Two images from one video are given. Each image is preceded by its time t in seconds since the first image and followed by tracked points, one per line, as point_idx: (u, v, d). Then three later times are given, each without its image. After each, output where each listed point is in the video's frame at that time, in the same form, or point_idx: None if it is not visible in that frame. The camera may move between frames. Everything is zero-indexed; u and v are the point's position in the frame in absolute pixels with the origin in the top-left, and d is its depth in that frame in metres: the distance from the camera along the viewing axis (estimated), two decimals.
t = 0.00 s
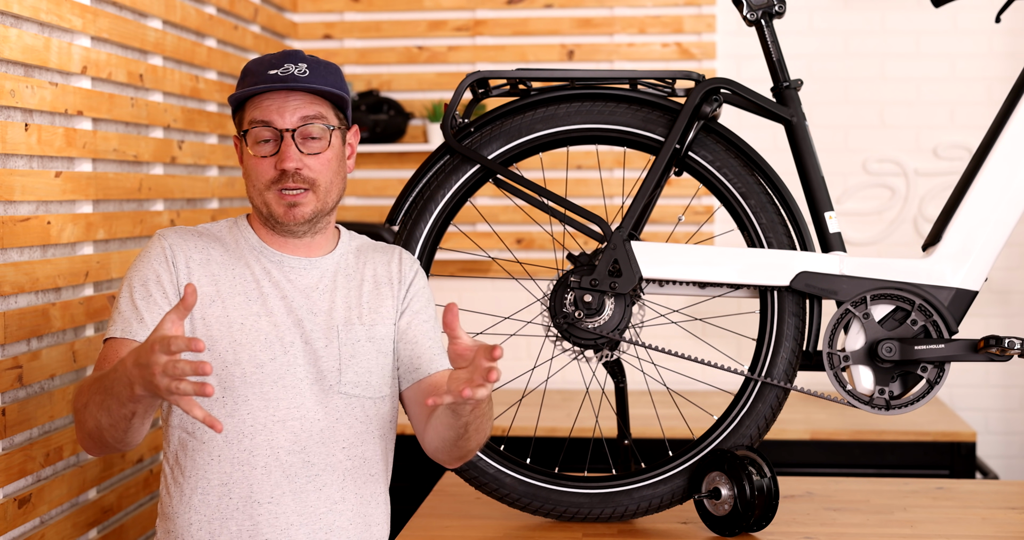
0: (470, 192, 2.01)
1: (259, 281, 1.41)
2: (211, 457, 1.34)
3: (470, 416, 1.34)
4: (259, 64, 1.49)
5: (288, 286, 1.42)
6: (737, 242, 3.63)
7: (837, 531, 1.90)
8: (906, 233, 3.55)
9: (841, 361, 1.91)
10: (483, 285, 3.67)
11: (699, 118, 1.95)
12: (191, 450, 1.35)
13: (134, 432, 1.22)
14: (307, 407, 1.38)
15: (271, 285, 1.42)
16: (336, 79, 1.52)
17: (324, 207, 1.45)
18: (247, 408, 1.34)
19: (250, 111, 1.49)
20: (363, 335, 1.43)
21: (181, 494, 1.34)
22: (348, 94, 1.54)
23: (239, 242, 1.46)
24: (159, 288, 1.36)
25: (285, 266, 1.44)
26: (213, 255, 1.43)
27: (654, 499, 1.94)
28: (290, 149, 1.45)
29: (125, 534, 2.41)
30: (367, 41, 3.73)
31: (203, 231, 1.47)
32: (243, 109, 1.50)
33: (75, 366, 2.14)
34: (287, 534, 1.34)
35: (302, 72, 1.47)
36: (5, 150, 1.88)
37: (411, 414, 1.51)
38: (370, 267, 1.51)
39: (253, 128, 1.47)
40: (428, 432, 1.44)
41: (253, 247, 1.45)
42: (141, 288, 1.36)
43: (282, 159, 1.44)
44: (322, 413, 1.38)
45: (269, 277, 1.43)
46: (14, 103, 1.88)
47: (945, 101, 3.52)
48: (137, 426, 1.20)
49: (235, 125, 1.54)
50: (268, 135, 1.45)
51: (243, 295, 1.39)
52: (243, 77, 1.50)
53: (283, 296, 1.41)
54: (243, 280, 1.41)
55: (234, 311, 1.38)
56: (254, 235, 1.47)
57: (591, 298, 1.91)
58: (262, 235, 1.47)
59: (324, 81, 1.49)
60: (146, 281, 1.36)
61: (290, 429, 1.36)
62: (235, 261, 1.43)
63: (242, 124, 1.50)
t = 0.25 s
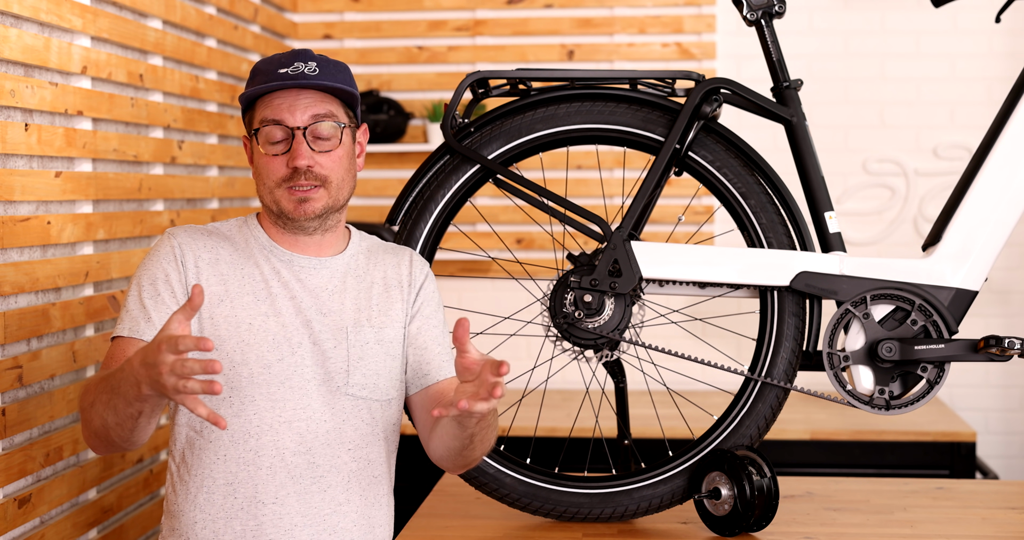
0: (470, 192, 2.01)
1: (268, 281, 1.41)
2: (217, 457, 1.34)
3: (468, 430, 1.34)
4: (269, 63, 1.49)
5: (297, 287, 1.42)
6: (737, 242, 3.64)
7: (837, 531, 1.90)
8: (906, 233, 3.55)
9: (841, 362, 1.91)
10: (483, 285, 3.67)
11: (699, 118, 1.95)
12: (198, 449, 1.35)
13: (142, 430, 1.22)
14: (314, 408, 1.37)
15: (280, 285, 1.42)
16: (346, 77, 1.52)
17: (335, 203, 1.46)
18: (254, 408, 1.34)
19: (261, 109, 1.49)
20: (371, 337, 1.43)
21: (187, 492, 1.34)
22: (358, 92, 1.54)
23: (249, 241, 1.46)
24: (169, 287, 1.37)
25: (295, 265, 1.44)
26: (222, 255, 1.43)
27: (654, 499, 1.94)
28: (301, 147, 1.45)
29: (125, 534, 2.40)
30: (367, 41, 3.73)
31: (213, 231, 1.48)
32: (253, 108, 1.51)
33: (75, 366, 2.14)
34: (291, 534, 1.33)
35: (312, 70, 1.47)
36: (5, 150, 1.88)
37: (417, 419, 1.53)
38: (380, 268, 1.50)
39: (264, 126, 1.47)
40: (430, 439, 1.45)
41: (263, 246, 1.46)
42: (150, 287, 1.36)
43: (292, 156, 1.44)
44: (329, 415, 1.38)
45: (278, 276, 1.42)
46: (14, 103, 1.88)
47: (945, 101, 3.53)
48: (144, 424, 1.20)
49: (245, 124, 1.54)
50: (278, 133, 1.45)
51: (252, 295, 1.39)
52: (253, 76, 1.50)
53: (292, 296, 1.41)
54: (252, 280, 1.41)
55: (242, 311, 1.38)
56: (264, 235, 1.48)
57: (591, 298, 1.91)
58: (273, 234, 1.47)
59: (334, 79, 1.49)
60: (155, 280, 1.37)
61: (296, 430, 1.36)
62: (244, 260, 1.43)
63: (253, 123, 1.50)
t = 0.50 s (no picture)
0: (470, 192, 2.01)
1: (271, 282, 1.41)
2: (220, 458, 1.34)
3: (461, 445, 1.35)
4: (269, 61, 1.49)
5: (299, 288, 1.42)
6: (737, 242, 3.64)
7: (837, 531, 1.90)
8: (906, 233, 3.55)
9: (841, 361, 1.91)
10: (483, 285, 3.67)
11: (699, 118, 1.95)
12: (202, 451, 1.35)
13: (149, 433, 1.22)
14: (317, 410, 1.37)
15: (282, 287, 1.42)
16: (348, 73, 1.52)
17: (339, 199, 1.45)
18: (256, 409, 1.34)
19: (263, 107, 1.49)
20: (375, 339, 1.43)
21: (190, 494, 1.34)
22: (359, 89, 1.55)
23: (252, 242, 1.47)
24: (172, 291, 1.37)
25: (298, 266, 1.44)
26: (225, 257, 1.43)
27: (654, 499, 1.94)
28: (304, 142, 1.44)
29: (125, 534, 2.40)
30: (367, 41, 3.73)
31: (215, 232, 1.48)
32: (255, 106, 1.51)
33: (75, 366, 2.14)
34: (294, 536, 1.34)
35: (313, 67, 1.48)
36: (6, 150, 1.88)
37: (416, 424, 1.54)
38: (383, 269, 1.50)
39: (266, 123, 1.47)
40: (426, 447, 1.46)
41: (266, 247, 1.46)
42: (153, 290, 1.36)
43: (295, 152, 1.44)
44: (332, 416, 1.38)
45: (280, 278, 1.42)
46: (14, 103, 1.88)
47: (945, 101, 3.53)
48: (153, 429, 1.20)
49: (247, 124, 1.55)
50: (281, 130, 1.46)
51: (255, 297, 1.39)
52: (254, 75, 1.50)
53: (295, 297, 1.41)
54: (255, 282, 1.41)
55: (244, 314, 1.38)
56: (268, 234, 1.48)
57: (591, 298, 1.91)
58: (277, 232, 1.47)
59: (336, 75, 1.49)
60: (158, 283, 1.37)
61: (299, 432, 1.36)
62: (247, 262, 1.43)
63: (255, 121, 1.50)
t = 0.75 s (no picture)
0: (470, 192, 2.01)
1: (268, 283, 1.41)
2: (217, 460, 1.34)
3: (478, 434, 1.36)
4: (252, 62, 1.50)
5: (296, 288, 1.42)
6: (737, 242, 3.64)
7: (837, 531, 1.90)
8: (906, 233, 3.55)
9: (841, 361, 1.91)
10: (483, 285, 3.67)
11: (700, 118, 1.95)
12: (199, 452, 1.36)
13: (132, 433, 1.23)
14: (314, 410, 1.37)
15: (279, 287, 1.41)
16: (331, 69, 1.53)
17: (329, 194, 1.45)
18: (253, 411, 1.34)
19: (249, 108, 1.50)
20: (373, 339, 1.43)
21: (187, 495, 1.34)
22: (345, 83, 1.55)
23: (248, 244, 1.47)
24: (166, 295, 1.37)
25: (295, 265, 1.44)
26: (221, 259, 1.42)
27: (654, 499, 1.94)
28: (290, 139, 1.45)
29: (125, 534, 2.40)
30: (367, 41, 3.73)
31: (210, 235, 1.48)
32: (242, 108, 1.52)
33: (75, 366, 2.14)
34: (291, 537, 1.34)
35: (295, 64, 1.48)
36: (6, 150, 1.88)
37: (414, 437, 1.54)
38: (383, 268, 1.50)
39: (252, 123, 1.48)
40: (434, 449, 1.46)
41: (263, 248, 1.46)
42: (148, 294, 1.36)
43: (282, 149, 1.44)
44: (329, 417, 1.38)
45: (277, 278, 1.42)
46: (15, 103, 1.88)
47: (945, 101, 3.53)
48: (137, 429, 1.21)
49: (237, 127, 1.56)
50: (267, 128, 1.46)
51: (251, 298, 1.39)
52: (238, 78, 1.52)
53: (292, 298, 1.41)
54: (250, 283, 1.40)
55: (240, 315, 1.37)
56: (262, 235, 1.48)
57: (591, 298, 1.91)
58: (271, 231, 1.47)
59: (320, 71, 1.50)
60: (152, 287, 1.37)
61: (295, 433, 1.36)
62: (244, 264, 1.43)
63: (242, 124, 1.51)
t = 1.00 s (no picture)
0: (470, 192, 2.01)
1: (263, 285, 1.40)
2: (215, 462, 1.34)
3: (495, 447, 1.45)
4: (248, 61, 1.50)
5: (292, 289, 1.41)
6: (737, 242, 3.64)
7: (837, 531, 1.90)
8: (906, 233, 3.55)
9: (841, 361, 1.91)
10: (483, 285, 3.67)
11: (700, 118, 1.95)
12: (195, 455, 1.35)
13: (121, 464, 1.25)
14: (312, 412, 1.37)
15: (275, 288, 1.40)
16: (327, 69, 1.52)
17: (322, 196, 1.45)
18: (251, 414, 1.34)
19: (243, 107, 1.49)
20: (371, 340, 1.43)
21: (186, 498, 1.34)
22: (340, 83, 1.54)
23: (243, 246, 1.46)
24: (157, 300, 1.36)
25: (291, 266, 1.43)
26: (215, 261, 1.41)
27: (654, 499, 1.94)
28: (283, 140, 1.44)
29: (125, 534, 2.40)
30: (367, 41, 3.73)
31: (204, 238, 1.47)
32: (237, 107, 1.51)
33: (75, 366, 2.14)
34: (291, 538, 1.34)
35: (290, 64, 1.48)
36: (5, 150, 1.88)
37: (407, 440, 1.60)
38: (378, 267, 1.50)
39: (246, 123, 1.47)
40: (435, 451, 1.55)
41: (257, 249, 1.45)
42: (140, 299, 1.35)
43: (274, 150, 1.43)
44: (327, 418, 1.38)
45: (273, 279, 1.41)
46: (14, 103, 1.88)
47: (945, 101, 3.53)
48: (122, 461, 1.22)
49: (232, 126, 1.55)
50: (260, 128, 1.46)
51: (246, 301, 1.38)
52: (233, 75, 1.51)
53: (288, 299, 1.40)
54: (246, 285, 1.39)
55: (235, 318, 1.36)
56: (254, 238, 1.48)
57: (591, 298, 1.91)
58: (265, 232, 1.47)
59: (315, 71, 1.49)
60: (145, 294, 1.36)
61: (293, 435, 1.36)
62: (238, 265, 1.42)
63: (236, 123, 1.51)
